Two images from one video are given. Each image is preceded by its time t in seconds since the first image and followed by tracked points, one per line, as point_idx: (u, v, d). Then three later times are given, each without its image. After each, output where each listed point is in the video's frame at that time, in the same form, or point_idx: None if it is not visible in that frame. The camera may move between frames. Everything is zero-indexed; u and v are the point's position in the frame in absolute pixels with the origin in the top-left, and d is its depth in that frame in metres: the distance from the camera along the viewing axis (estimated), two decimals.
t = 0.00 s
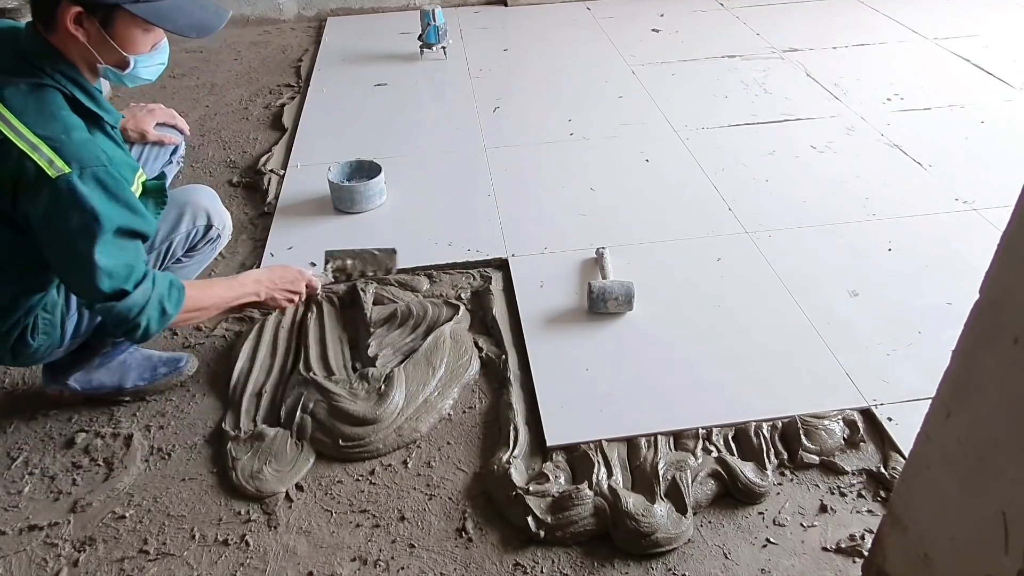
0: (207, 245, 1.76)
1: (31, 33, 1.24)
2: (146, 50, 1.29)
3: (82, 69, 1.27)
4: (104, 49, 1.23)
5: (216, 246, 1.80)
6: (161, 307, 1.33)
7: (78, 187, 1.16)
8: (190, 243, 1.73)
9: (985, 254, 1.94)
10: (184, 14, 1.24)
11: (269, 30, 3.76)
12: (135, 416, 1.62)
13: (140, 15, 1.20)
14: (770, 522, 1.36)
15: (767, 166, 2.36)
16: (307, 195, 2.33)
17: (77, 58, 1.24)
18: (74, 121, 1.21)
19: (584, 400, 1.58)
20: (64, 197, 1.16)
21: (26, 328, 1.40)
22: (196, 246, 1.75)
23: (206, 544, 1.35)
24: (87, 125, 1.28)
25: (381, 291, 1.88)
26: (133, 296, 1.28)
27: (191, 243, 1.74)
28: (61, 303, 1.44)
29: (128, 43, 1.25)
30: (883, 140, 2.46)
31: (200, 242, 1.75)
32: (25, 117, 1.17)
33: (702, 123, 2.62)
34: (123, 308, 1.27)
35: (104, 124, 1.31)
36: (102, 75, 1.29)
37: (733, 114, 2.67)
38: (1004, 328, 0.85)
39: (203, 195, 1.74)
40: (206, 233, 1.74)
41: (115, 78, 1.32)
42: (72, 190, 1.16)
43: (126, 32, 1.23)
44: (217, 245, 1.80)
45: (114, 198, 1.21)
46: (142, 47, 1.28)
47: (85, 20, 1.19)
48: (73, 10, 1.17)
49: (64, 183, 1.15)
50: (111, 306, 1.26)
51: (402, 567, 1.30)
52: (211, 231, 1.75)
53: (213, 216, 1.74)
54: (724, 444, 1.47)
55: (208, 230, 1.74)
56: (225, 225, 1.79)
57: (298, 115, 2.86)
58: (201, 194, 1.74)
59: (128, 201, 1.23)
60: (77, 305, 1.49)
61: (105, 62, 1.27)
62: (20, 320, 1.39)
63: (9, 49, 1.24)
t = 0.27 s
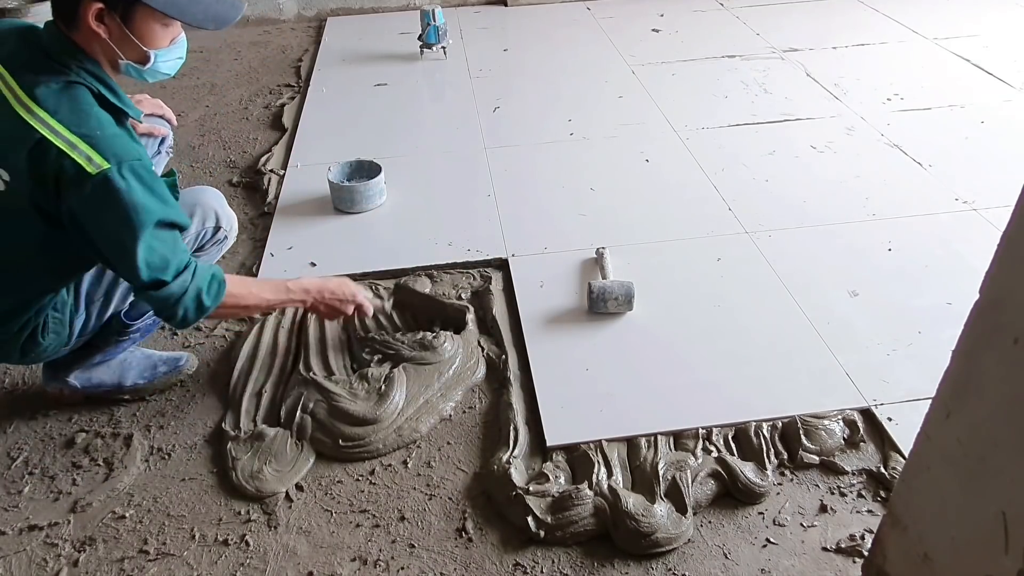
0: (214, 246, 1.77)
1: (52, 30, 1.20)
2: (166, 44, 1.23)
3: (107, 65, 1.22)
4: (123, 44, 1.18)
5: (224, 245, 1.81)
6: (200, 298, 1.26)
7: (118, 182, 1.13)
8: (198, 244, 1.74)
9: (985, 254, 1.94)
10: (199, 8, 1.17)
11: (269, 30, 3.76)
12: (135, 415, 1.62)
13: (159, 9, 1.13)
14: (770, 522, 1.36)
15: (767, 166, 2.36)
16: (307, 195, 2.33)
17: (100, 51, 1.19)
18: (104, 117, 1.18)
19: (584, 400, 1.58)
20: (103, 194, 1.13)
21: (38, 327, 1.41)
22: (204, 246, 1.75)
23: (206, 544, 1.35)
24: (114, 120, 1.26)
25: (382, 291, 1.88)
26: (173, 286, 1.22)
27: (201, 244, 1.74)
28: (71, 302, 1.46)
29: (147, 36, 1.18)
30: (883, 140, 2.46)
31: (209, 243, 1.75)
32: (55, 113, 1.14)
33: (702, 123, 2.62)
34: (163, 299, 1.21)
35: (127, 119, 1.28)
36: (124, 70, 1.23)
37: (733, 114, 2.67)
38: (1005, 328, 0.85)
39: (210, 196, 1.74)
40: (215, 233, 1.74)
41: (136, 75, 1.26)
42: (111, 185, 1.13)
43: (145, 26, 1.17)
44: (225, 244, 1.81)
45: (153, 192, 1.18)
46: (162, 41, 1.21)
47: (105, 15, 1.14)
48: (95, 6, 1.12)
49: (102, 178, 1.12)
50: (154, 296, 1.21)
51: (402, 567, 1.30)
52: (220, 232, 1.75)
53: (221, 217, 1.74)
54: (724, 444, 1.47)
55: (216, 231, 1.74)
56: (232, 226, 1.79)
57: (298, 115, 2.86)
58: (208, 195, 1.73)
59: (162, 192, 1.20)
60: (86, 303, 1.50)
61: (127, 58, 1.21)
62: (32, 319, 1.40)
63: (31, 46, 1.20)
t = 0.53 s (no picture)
0: (212, 251, 1.78)
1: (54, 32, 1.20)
2: (156, 50, 1.21)
3: (98, 68, 1.21)
4: (111, 46, 1.17)
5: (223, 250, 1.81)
6: (152, 317, 1.14)
7: (83, 182, 1.09)
8: (197, 249, 1.74)
9: (985, 254, 1.94)
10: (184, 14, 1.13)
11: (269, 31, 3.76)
12: (135, 416, 1.62)
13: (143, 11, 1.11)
14: (770, 522, 1.36)
15: (767, 166, 2.36)
16: (307, 195, 2.33)
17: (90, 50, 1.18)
18: (89, 119, 1.16)
19: (584, 400, 1.58)
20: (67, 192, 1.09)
21: (29, 329, 1.40)
22: (203, 250, 1.76)
23: (206, 545, 1.35)
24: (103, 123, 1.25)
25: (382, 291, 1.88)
26: (122, 299, 1.12)
27: (200, 248, 1.75)
28: (65, 306, 1.45)
29: (134, 41, 1.16)
30: (883, 140, 2.46)
31: (207, 247, 1.76)
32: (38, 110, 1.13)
33: (701, 123, 2.62)
34: (110, 311, 1.11)
35: (119, 123, 1.28)
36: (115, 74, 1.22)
37: (734, 114, 2.67)
38: (1005, 327, 0.85)
39: (211, 200, 1.74)
40: (213, 238, 1.75)
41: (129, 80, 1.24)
42: (78, 185, 1.09)
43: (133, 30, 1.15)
44: (223, 249, 1.81)
45: (121, 203, 1.13)
46: (152, 47, 1.19)
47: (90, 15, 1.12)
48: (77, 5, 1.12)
49: (70, 178, 1.09)
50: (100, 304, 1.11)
51: (402, 567, 1.30)
52: (218, 237, 1.75)
53: (219, 222, 1.75)
54: (724, 444, 1.47)
55: (215, 236, 1.75)
56: (231, 231, 1.80)
57: (298, 115, 2.86)
58: (208, 200, 1.74)
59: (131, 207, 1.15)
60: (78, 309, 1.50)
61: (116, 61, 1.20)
62: (24, 321, 1.39)
63: (32, 47, 1.20)
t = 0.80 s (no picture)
0: (213, 257, 1.77)
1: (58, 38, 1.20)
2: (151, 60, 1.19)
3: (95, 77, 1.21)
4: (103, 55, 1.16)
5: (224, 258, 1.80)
6: (173, 326, 1.13)
7: (93, 194, 1.09)
8: (196, 255, 1.74)
9: (985, 254, 1.94)
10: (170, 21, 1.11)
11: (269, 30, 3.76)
12: (135, 416, 1.62)
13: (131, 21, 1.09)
14: (770, 522, 1.36)
15: (767, 166, 2.36)
16: (307, 195, 2.33)
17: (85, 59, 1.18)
18: (96, 129, 1.16)
19: (584, 400, 1.58)
20: (78, 204, 1.09)
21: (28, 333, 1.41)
22: (203, 257, 1.75)
23: (206, 544, 1.35)
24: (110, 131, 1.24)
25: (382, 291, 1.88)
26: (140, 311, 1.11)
27: (200, 255, 1.74)
28: (64, 309, 1.47)
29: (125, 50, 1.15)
30: (883, 140, 2.46)
31: (208, 255, 1.75)
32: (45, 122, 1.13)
33: (701, 123, 2.62)
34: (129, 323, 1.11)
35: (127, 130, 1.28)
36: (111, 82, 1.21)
37: (733, 114, 2.67)
38: (1005, 327, 0.85)
39: (212, 206, 1.74)
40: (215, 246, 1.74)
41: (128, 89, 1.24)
42: (89, 197, 1.09)
43: (125, 42, 1.13)
44: (224, 256, 1.80)
45: (132, 211, 1.13)
46: (145, 56, 1.17)
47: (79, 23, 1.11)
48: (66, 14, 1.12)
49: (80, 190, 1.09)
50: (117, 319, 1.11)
51: (402, 567, 1.30)
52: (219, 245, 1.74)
53: (221, 230, 1.74)
54: (724, 444, 1.47)
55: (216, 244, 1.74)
56: (232, 238, 1.79)
57: (298, 115, 2.86)
58: (210, 206, 1.73)
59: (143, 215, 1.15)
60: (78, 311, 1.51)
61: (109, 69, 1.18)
62: (22, 324, 1.40)
63: (39, 54, 1.20)
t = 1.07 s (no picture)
0: (213, 260, 1.76)
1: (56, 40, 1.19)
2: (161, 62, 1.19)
3: (99, 78, 1.20)
4: (114, 59, 1.15)
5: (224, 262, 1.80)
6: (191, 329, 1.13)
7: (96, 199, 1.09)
8: (196, 257, 1.73)
9: (985, 254, 1.94)
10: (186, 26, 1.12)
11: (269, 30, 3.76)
12: (135, 415, 1.62)
13: (142, 28, 1.09)
14: (770, 522, 1.36)
15: (767, 166, 2.36)
16: (307, 195, 2.33)
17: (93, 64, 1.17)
18: (96, 134, 1.16)
19: (584, 400, 1.58)
20: (82, 210, 1.09)
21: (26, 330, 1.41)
22: (202, 260, 1.75)
23: (206, 544, 1.35)
24: (111, 136, 1.24)
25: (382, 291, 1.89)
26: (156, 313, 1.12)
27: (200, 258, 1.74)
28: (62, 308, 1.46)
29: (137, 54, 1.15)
30: (883, 140, 2.46)
31: (207, 258, 1.75)
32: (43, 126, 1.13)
33: (701, 123, 2.62)
34: (146, 326, 1.11)
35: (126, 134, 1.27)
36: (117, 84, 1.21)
37: (733, 114, 2.67)
38: (1005, 327, 0.85)
39: (215, 209, 1.75)
40: (215, 249, 1.74)
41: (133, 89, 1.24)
42: (91, 203, 1.09)
43: (137, 44, 1.13)
44: (224, 260, 1.80)
45: (137, 216, 1.13)
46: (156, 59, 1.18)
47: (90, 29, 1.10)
48: (76, 21, 1.10)
49: (82, 196, 1.09)
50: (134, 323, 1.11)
51: (402, 567, 1.30)
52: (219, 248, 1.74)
53: (222, 234, 1.74)
54: (724, 444, 1.47)
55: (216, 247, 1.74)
56: (233, 242, 1.78)
57: (298, 115, 2.86)
58: (211, 209, 1.74)
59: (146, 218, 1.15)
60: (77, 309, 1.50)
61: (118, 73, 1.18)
62: (21, 323, 1.40)
63: (38, 56, 1.20)
